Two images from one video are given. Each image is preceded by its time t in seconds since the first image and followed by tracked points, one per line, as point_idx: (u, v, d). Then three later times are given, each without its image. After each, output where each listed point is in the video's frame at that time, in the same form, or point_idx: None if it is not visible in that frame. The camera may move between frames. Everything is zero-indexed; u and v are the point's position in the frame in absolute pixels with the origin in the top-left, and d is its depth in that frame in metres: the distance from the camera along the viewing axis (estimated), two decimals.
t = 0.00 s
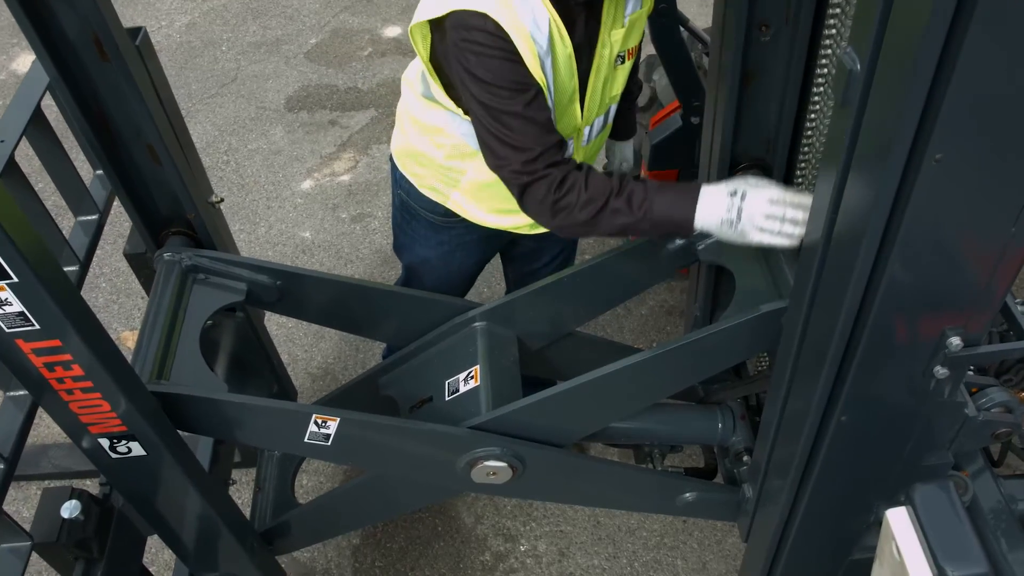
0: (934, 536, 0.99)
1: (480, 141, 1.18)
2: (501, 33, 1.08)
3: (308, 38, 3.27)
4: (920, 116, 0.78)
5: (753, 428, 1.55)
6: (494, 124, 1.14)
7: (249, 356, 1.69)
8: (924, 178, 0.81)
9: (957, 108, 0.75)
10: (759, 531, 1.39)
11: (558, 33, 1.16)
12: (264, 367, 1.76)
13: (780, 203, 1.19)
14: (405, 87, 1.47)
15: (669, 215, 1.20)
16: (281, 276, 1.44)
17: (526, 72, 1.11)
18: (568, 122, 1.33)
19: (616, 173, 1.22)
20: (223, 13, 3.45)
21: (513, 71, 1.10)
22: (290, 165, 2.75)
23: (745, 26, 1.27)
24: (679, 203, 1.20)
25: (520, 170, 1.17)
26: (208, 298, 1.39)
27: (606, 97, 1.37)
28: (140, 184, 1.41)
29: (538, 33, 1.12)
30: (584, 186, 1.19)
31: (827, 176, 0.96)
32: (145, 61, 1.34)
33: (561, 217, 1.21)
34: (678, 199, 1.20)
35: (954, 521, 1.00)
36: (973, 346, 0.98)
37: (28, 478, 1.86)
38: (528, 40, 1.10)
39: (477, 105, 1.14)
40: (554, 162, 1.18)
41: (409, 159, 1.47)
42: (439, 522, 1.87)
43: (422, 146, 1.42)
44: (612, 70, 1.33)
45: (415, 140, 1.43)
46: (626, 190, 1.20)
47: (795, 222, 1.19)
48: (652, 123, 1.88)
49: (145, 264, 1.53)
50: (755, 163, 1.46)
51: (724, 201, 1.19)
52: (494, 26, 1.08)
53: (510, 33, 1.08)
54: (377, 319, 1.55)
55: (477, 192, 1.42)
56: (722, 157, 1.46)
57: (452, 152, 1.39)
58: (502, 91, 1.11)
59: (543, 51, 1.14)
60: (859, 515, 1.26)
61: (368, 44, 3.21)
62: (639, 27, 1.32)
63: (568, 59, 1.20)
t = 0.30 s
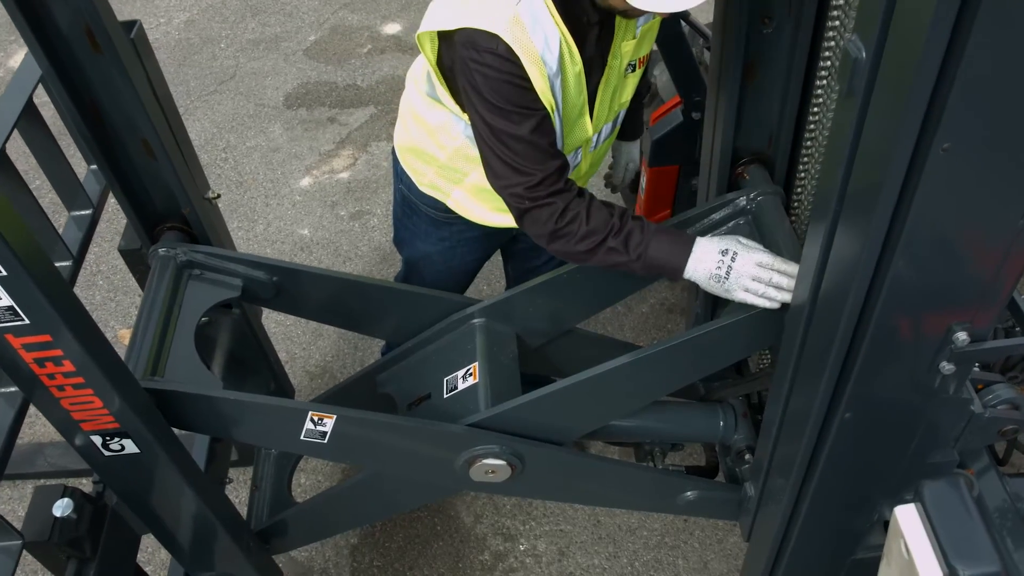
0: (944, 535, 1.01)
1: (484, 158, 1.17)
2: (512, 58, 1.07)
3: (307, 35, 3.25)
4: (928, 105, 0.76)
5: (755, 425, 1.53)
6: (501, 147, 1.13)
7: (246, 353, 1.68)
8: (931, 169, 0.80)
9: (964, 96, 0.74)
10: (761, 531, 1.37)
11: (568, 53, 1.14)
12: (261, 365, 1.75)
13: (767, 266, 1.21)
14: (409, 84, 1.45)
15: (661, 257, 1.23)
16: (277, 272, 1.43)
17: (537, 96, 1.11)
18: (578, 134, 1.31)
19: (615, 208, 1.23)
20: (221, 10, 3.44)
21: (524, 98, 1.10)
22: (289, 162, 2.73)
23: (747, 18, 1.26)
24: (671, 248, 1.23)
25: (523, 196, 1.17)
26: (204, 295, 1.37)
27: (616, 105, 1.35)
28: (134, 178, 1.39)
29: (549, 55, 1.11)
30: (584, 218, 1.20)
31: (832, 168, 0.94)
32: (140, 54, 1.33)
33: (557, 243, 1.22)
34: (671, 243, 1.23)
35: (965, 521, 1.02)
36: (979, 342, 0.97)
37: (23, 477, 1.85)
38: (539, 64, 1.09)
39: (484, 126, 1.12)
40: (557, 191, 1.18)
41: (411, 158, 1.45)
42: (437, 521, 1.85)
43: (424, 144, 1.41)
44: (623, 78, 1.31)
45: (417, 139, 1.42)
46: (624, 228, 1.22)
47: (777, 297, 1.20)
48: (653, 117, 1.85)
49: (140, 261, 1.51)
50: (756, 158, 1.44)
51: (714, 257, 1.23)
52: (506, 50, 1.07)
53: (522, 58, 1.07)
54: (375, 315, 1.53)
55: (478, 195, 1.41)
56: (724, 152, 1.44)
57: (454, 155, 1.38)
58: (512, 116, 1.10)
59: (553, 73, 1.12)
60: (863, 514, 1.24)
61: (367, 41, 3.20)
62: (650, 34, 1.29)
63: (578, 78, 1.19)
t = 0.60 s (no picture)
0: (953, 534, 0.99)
1: (471, 147, 1.15)
2: (495, 48, 1.05)
3: (305, 33, 3.24)
4: (933, 93, 0.74)
5: (756, 423, 1.51)
6: (485, 136, 1.12)
7: (243, 351, 1.66)
8: (937, 159, 0.78)
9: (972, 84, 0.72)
10: (762, 529, 1.36)
11: (557, 44, 1.12)
12: (258, 362, 1.73)
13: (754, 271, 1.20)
14: (407, 66, 1.43)
15: (648, 255, 1.20)
16: (273, 268, 1.41)
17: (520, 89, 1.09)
18: (571, 132, 1.29)
19: (605, 204, 1.21)
20: (220, 7, 3.42)
21: (509, 88, 1.08)
22: (287, 159, 2.72)
23: (749, 10, 1.24)
24: (659, 246, 1.20)
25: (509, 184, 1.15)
26: (199, 290, 1.36)
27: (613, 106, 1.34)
28: (128, 172, 1.38)
29: (533, 47, 1.09)
30: (570, 212, 1.17)
31: (834, 160, 0.92)
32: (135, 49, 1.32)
33: (544, 235, 1.20)
34: (660, 242, 1.21)
35: (973, 519, 0.99)
36: (985, 337, 0.95)
37: (19, 476, 1.83)
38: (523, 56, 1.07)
39: (469, 113, 1.11)
40: (544, 183, 1.16)
41: (405, 141, 1.44)
42: (435, 520, 1.83)
43: (418, 128, 1.39)
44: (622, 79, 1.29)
45: (412, 123, 1.40)
46: (611, 225, 1.19)
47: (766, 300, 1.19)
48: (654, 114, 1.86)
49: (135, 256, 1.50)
50: (757, 153, 1.43)
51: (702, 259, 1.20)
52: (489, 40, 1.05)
53: (504, 48, 1.05)
54: (372, 312, 1.52)
55: (470, 182, 1.40)
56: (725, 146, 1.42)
57: (447, 141, 1.36)
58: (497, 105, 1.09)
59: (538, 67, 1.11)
60: (865, 512, 1.23)
61: (366, 38, 3.18)
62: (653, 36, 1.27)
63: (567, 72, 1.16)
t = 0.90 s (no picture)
0: (961, 531, 0.98)
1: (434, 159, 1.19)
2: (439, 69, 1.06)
3: (304, 30, 3.22)
4: (938, 83, 0.73)
5: (758, 421, 1.50)
6: (444, 151, 1.15)
7: (240, 348, 1.65)
8: (942, 149, 0.77)
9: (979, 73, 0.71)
10: (764, 528, 1.34)
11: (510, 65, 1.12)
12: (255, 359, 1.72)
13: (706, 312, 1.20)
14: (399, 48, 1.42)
15: (607, 277, 1.22)
16: (269, 264, 1.40)
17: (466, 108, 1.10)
18: (534, 147, 1.29)
19: (569, 223, 1.22)
20: (219, 5, 3.41)
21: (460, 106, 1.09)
22: (286, 157, 2.71)
23: (750, 3, 1.22)
24: (619, 272, 1.22)
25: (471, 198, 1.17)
26: (194, 287, 1.35)
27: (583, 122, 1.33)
28: (124, 168, 1.37)
29: (483, 69, 1.08)
30: (533, 229, 1.19)
31: (837, 153, 0.91)
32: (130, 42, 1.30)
33: (508, 249, 1.23)
34: (621, 266, 1.22)
35: (983, 516, 0.99)
36: (990, 333, 0.94)
37: (15, 475, 1.82)
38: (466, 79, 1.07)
39: (425, 128, 1.14)
40: (505, 198, 1.18)
41: (385, 123, 1.43)
42: (434, 519, 1.82)
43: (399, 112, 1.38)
44: (590, 96, 1.28)
45: (393, 106, 1.39)
46: (574, 247, 1.20)
47: (709, 338, 1.21)
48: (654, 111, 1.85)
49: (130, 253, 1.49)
50: (758, 148, 1.41)
51: (659, 292, 1.23)
52: (432, 59, 1.06)
53: (446, 70, 1.05)
54: (370, 309, 1.50)
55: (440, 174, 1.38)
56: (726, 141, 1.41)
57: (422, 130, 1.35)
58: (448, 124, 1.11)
59: (489, 88, 1.10)
60: (868, 510, 1.22)
61: (365, 35, 3.17)
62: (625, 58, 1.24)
63: (522, 92, 1.16)
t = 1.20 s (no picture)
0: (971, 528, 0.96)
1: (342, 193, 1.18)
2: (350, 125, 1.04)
3: (303, 28, 3.21)
4: (945, 70, 0.71)
5: (760, 419, 1.49)
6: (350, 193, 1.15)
7: (237, 346, 1.63)
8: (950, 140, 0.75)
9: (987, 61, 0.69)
10: (766, 527, 1.33)
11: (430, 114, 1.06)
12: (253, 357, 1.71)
13: (599, 345, 1.24)
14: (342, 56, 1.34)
15: (507, 307, 1.27)
16: (266, 260, 1.38)
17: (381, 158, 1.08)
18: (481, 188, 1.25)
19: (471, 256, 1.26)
20: (217, 2, 3.39)
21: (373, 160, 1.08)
22: (284, 154, 2.69)
23: None
24: (517, 302, 1.27)
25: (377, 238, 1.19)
26: (190, 283, 1.34)
27: (532, 153, 1.28)
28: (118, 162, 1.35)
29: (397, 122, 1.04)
30: (436, 266, 1.22)
31: (840, 142, 0.89)
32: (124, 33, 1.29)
33: (411, 276, 1.26)
34: (520, 296, 1.28)
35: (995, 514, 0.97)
36: (997, 327, 0.92)
37: (11, 473, 1.81)
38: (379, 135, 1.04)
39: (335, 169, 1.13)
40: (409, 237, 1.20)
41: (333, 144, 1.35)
42: (433, 518, 1.81)
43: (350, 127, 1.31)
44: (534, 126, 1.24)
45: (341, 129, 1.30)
46: (473, 281, 1.25)
47: (608, 368, 1.24)
48: (655, 106, 1.83)
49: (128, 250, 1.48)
50: (760, 142, 1.40)
51: (555, 322, 1.28)
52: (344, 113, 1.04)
53: (357, 127, 1.03)
54: (368, 306, 1.49)
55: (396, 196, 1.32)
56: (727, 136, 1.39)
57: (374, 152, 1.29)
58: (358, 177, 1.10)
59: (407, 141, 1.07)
60: (871, 509, 1.20)
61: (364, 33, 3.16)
62: (567, 87, 1.21)
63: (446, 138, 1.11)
